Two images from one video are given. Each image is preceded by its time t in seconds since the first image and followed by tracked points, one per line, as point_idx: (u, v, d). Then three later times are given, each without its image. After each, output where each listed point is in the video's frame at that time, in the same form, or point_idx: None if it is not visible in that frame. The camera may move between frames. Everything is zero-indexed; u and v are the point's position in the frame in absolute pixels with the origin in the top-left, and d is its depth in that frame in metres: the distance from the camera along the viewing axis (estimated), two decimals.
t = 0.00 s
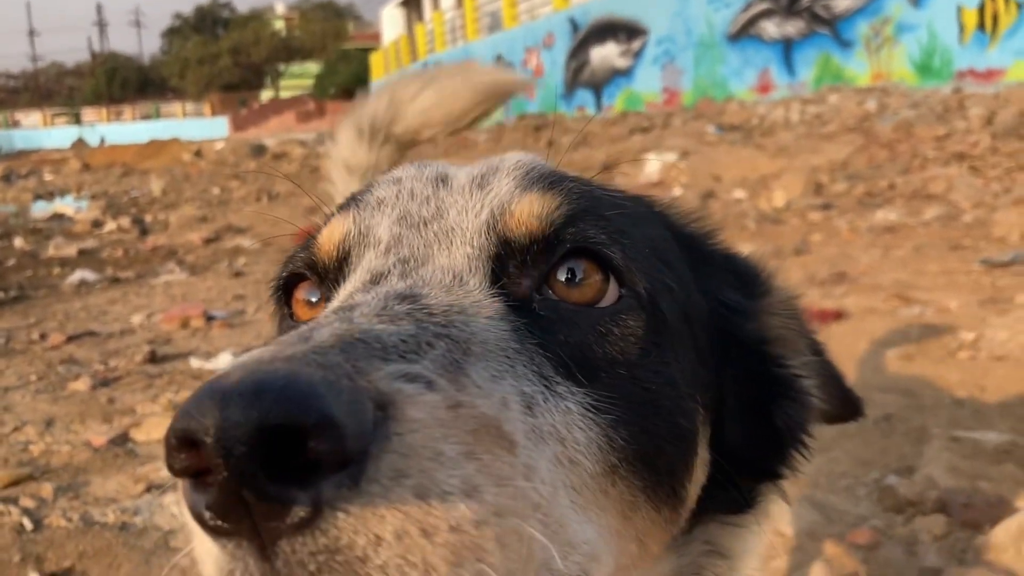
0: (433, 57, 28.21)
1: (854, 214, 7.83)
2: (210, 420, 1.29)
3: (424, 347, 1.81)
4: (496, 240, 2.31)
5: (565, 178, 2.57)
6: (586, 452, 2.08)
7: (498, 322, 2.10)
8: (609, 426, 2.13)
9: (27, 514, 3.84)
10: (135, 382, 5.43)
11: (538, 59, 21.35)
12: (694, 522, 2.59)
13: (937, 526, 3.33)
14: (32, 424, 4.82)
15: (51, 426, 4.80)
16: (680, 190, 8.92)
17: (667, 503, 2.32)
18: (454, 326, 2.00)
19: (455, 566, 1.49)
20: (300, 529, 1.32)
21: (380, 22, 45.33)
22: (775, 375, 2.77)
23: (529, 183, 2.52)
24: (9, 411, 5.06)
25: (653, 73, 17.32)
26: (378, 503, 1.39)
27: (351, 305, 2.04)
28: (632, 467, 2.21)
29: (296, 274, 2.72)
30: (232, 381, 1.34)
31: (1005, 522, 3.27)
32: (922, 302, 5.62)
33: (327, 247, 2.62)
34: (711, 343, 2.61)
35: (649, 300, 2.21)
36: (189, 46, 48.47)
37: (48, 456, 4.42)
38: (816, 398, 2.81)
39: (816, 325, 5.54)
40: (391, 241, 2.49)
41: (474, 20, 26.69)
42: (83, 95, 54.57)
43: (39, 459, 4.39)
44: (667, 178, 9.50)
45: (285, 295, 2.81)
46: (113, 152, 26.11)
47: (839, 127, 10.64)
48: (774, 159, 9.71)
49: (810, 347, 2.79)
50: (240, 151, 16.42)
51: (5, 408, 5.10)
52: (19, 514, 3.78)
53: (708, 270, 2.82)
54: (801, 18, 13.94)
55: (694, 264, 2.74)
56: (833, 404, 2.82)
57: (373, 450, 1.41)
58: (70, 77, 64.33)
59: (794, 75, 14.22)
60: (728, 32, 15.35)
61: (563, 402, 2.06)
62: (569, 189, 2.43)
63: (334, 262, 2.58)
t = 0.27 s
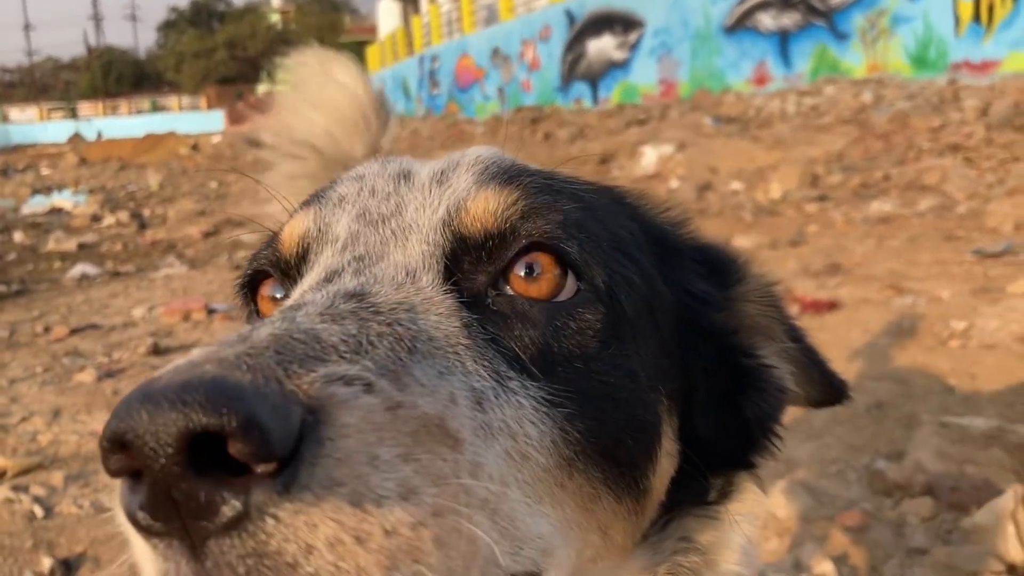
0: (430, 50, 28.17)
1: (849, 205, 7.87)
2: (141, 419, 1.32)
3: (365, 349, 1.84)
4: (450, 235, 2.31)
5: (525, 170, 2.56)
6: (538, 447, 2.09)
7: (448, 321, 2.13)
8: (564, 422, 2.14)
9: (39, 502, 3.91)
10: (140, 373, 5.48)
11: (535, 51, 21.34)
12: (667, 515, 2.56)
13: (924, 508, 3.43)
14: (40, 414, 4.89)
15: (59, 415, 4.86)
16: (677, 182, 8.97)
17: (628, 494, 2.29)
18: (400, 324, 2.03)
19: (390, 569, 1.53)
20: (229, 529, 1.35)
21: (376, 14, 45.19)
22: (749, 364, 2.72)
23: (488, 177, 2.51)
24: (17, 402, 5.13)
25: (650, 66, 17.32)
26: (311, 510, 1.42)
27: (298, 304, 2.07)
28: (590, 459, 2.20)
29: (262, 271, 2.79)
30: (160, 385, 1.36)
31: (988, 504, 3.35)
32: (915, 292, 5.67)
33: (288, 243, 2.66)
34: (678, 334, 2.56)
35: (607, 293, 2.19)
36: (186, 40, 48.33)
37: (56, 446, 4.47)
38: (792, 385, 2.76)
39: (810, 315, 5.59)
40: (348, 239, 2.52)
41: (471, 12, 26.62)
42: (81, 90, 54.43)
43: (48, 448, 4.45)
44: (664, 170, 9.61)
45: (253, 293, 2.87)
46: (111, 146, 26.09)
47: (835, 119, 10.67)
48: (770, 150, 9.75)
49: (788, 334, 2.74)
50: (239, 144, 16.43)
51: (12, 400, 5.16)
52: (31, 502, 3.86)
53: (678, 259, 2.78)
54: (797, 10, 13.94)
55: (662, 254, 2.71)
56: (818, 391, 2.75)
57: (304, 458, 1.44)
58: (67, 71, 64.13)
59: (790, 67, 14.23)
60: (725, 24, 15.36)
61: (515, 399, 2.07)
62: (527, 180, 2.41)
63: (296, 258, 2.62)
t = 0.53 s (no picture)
0: (431, 39, 28.09)
1: (850, 194, 7.89)
2: (121, 404, 1.39)
3: (352, 335, 1.91)
4: (443, 226, 2.35)
5: (520, 161, 2.58)
6: (528, 435, 2.12)
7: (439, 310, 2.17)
8: (558, 410, 2.16)
9: (54, 489, 3.96)
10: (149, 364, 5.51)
11: (537, 40, 21.30)
12: (664, 507, 2.53)
13: (920, 492, 3.51)
14: (51, 404, 4.93)
15: (69, 406, 4.90)
16: (679, 172, 8.98)
17: (622, 484, 2.30)
18: (389, 315, 2.09)
19: (370, 550, 1.61)
20: (208, 507, 1.43)
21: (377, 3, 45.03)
22: (749, 352, 2.73)
23: (481, 169, 2.54)
24: (27, 392, 5.16)
25: (651, 54, 17.30)
26: (288, 486, 1.49)
27: (291, 294, 2.14)
28: (582, 448, 2.23)
29: (259, 267, 2.84)
30: (139, 371, 1.43)
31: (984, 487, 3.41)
32: (915, 280, 5.70)
33: (285, 238, 2.71)
34: (674, 324, 2.59)
35: (601, 282, 2.21)
36: (186, 29, 48.17)
37: (68, 435, 4.51)
38: (794, 373, 2.77)
39: (812, 303, 5.62)
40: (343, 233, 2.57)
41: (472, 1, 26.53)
42: (80, 81, 54.28)
43: (61, 437, 4.49)
44: (665, 159, 9.62)
45: (247, 286, 2.97)
46: (111, 137, 26.03)
47: (837, 107, 10.67)
48: (771, 139, 9.75)
49: (790, 322, 2.75)
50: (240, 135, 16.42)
51: (22, 391, 5.20)
52: (47, 490, 3.91)
53: (675, 250, 2.80)
54: None
55: (659, 244, 2.73)
56: (821, 375, 2.75)
57: (284, 436, 1.50)
58: (66, 62, 63.92)
59: (792, 55, 14.23)
60: (727, 11, 15.34)
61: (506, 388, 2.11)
62: (521, 172, 2.44)
63: (293, 252, 2.67)
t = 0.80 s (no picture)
0: (431, 32, 28.09)
1: (850, 186, 7.91)
2: (171, 440, 1.40)
3: (388, 365, 1.90)
4: (470, 252, 2.34)
5: (545, 186, 2.58)
6: (558, 458, 2.12)
7: (469, 336, 2.17)
8: (586, 433, 2.16)
9: (72, 480, 4.01)
10: (159, 358, 5.55)
11: (537, 32, 21.29)
12: (687, 525, 2.56)
13: (921, 478, 3.57)
14: (64, 398, 4.97)
15: (82, 399, 4.95)
16: (682, 165, 9.00)
17: (649, 503, 2.32)
18: (422, 341, 2.09)
19: None
20: (256, 541, 1.44)
21: None
22: (771, 373, 2.74)
23: (506, 195, 2.53)
24: (40, 386, 5.21)
25: (651, 46, 17.30)
26: (334, 517, 1.49)
27: (322, 324, 2.13)
28: (610, 469, 2.23)
29: (285, 294, 2.81)
30: (189, 405, 1.45)
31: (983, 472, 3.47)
32: (915, 272, 5.73)
33: (312, 264, 2.69)
34: (697, 344, 2.59)
35: (626, 307, 2.21)
36: (185, 24, 48.10)
37: (81, 428, 4.56)
38: (812, 390, 2.78)
39: (813, 294, 5.65)
40: (371, 258, 2.56)
41: None
42: (80, 76, 54.20)
43: (75, 430, 4.54)
44: (667, 152, 9.64)
45: (276, 312, 2.91)
46: (112, 132, 26.02)
47: (838, 99, 10.69)
48: (772, 131, 9.76)
49: (810, 341, 2.76)
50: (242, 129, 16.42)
51: (35, 384, 5.24)
52: (65, 481, 3.96)
53: (697, 269, 2.80)
54: None
55: (680, 264, 2.73)
56: (841, 392, 2.77)
57: (329, 468, 1.51)
58: (66, 57, 63.83)
59: (793, 46, 14.26)
60: (728, 4, 15.38)
61: (537, 412, 2.10)
62: (547, 197, 2.44)
63: (319, 279, 2.66)
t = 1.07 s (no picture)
0: (432, 24, 28.09)
1: (852, 176, 7.95)
2: (244, 476, 1.41)
3: (438, 397, 1.89)
4: (510, 278, 2.34)
5: (581, 211, 2.57)
6: (602, 485, 2.09)
7: (512, 364, 2.16)
8: (628, 460, 2.14)
9: (93, 470, 4.08)
10: (171, 350, 5.61)
11: (538, 24, 21.29)
12: (721, 543, 2.49)
13: (921, 463, 3.62)
14: (80, 390, 5.04)
15: (98, 391, 5.01)
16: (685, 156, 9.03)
17: (686, 525, 2.25)
18: (468, 370, 2.08)
19: None
20: None
21: None
22: (803, 392, 2.63)
23: (542, 220, 2.53)
24: (56, 378, 5.27)
25: (652, 37, 17.30)
26: (401, 556, 1.48)
27: (368, 356, 2.13)
28: (649, 494, 2.18)
29: (321, 323, 2.79)
30: (261, 440, 1.46)
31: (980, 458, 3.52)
32: (916, 262, 5.76)
33: (350, 293, 2.69)
34: (733, 366, 2.56)
35: (664, 330, 2.19)
36: (186, 17, 48.07)
37: (99, 420, 4.62)
38: (843, 408, 2.74)
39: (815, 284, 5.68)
40: (411, 286, 2.56)
41: None
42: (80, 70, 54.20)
43: (93, 421, 4.60)
44: (669, 143, 9.66)
45: (312, 340, 2.87)
46: (114, 126, 26.04)
47: (840, 89, 10.70)
48: (774, 122, 9.78)
49: (836, 358, 2.73)
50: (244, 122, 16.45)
51: (50, 376, 5.30)
52: (86, 470, 4.02)
53: (728, 288, 2.78)
54: None
55: (711, 285, 2.71)
56: (865, 408, 2.75)
57: (396, 505, 1.51)
58: (66, 51, 63.80)
59: (794, 37, 14.27)
60: None
61: (581, 439, 2.08)
62: (583, 223, 2.43)
63: (357, 308, 2.65)
